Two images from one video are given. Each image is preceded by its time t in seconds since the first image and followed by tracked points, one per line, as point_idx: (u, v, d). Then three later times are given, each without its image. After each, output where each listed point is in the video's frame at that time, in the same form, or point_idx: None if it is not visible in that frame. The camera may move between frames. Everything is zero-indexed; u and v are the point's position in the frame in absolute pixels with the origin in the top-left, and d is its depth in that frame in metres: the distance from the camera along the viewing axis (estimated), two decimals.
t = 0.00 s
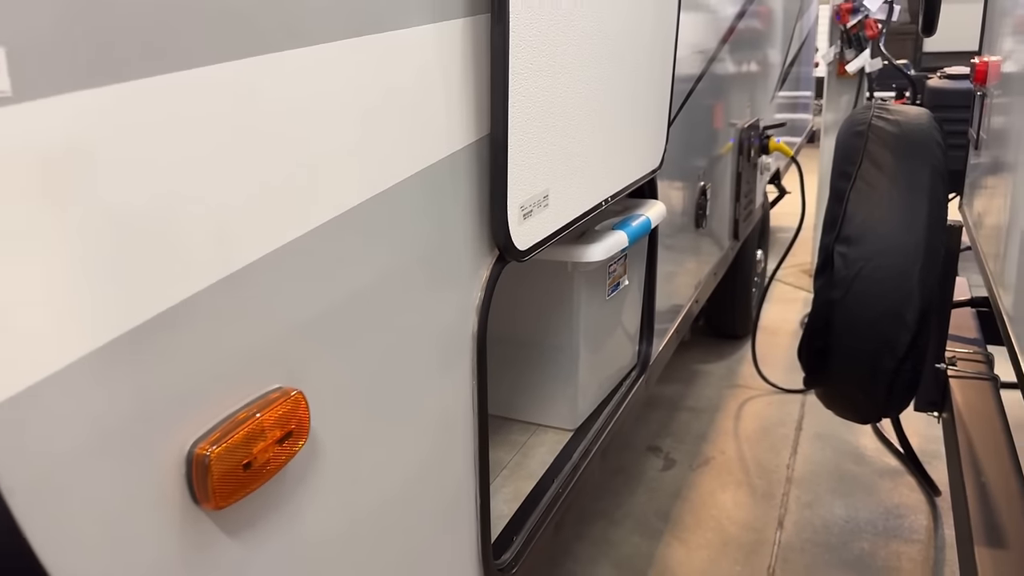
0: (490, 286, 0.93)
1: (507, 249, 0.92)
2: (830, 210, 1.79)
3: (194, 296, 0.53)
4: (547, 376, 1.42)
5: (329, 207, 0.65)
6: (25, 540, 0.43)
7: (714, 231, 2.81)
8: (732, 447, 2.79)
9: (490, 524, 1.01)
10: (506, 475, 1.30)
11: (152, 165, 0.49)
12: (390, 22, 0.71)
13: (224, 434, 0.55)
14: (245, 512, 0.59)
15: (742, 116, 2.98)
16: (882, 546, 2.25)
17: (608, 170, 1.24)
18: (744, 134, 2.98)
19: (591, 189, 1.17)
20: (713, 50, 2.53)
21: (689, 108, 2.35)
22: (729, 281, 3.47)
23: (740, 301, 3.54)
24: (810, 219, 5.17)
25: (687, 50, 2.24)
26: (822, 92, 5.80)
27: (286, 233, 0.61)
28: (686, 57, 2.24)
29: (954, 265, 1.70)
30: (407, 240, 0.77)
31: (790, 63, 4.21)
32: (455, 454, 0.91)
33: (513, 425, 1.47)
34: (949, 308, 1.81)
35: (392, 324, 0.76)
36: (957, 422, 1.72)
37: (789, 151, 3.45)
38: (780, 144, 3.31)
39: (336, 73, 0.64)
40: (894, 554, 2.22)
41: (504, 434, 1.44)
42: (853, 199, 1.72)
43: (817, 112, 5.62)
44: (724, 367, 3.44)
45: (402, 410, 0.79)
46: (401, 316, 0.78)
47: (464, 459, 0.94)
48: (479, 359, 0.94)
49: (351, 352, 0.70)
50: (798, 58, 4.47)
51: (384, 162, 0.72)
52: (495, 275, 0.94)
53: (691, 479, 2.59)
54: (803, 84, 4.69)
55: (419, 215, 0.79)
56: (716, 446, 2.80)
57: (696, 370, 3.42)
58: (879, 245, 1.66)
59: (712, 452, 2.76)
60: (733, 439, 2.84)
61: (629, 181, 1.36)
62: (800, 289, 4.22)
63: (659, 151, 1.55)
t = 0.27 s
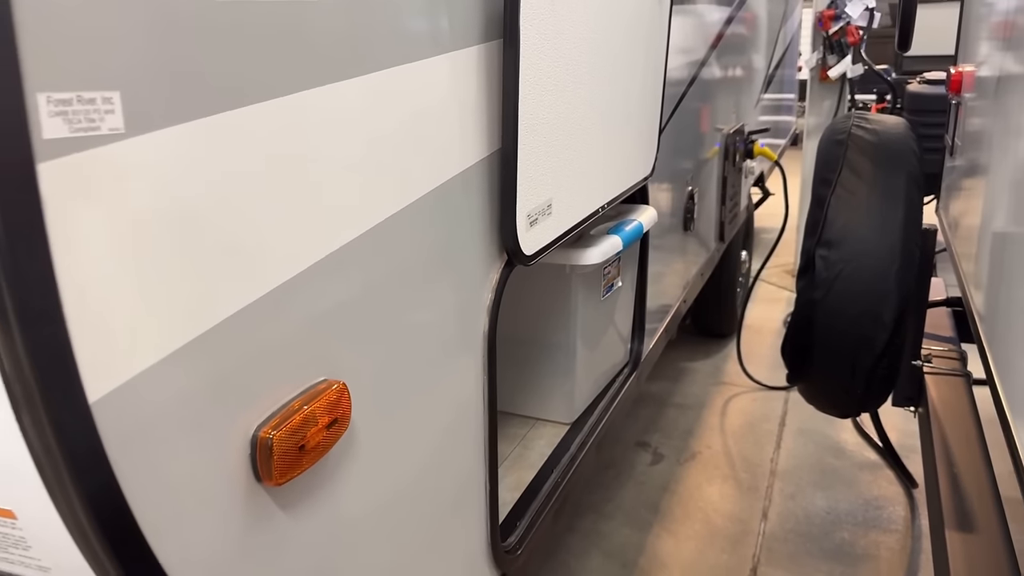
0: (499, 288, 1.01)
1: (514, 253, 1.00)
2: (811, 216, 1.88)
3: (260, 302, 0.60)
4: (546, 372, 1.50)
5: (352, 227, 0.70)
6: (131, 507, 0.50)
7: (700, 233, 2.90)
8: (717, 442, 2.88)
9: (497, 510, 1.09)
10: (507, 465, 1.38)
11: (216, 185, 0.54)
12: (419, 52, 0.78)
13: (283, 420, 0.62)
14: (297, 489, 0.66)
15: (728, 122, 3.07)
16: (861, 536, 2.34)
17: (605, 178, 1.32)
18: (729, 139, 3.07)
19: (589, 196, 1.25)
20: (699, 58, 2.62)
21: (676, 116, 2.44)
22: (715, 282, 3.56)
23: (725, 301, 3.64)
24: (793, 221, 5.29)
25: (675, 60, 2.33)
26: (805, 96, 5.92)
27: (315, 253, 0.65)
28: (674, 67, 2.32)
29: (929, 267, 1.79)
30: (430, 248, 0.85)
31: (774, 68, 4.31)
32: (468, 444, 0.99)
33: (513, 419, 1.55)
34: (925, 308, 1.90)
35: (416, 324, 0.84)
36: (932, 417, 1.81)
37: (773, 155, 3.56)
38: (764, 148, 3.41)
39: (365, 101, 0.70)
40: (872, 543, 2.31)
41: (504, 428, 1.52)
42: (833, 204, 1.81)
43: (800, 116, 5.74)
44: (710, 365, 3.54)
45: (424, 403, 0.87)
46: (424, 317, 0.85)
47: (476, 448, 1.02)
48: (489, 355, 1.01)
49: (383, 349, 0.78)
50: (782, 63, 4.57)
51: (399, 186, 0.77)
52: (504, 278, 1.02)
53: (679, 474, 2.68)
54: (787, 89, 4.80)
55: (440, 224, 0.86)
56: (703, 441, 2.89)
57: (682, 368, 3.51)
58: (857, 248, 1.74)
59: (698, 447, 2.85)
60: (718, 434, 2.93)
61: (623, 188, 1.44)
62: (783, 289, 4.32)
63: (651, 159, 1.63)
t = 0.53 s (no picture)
0: (493, 287, 1.09)
1: (507, 255, 1.09)
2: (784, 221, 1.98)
3: (289, 298, 0.67)
4: (533, 367, 1.59)
5: (367, 231, 0.78)
6: (183, 474, 0.58)
7: (681, 236, 3.00)
8: (696, 438, 2.98)
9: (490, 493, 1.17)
10: (496, 454, 1.47)
11: (247, 205, 0.61)
12: (425, 72, 0.86)
13: (307, 402, 0.69)
14: (319, 462, 0.74)
15: (708, 128, 3.17)
16: (833, 527, 2.44)
17: (590, 185, 1.40)
18: (709, 145, 3.17)
19: (576, 201, 1.33)
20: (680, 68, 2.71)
21: (658, 124, 2.54)
22: (695, 283, 3.67)
23: (704, 301, 3.74)
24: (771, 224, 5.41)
25: (657, 69, 2.42)
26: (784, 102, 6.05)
27: (334, 255, 0.73)
28: (656, 76, 2.42)
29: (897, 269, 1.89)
30: (432, 249, 0.93)
31: (753, 74, 4.42)
32: (464, 431, 1.08)
33: (501, 412, 1.64)
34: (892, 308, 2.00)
35: (420, 319, 0.92)
36: (898, 412, 1.91)
37: (751, 161, 3.67)
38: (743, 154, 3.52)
39: (373, 122, 0.78)
40: (843, 534, 2.41)
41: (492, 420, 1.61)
42: (804, 210, 1.90)
43: (779, 121, 5.86)
44: (690, 364, 3.64)
45: (426, 392, 0.96)
46: (427, 313, 0.93)
47: (471, 435, 1.10)
48: (483, 349, 1.10)
49: (391, 341, 0.86)
50: (762, 70, 4.68)
51: (404, 194, 0.85)
52: (497, 278, 1.10)
53: (659, 468, 2.78)
54: (766, 94, 4.91)
55: (441, 228, 0.94)
56: (682, 437, 2.99)
57: (663, 366, 3.61)
58: (827, 252, 1.84)
59: (678, 443, 2.94)
60: (697, 430, 3.03)
61: (607, 194, 1.53)
62: (761, 290, 4.44)
63: (634, 165, 1.72)
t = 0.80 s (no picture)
0: (486, 284, 1.18)
1: (499, 254, 1.18)
2: (757, 225, 2.08)
3: (312, 288, 0.76)
4: (521, 361, 1.68)
5: (377, 229, 0.87)
6: (225, 439, 0.66)
7: (662, 239, 3.11)
8: (675, 434, 3.08)
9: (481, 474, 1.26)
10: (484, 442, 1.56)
11: (275, 213, 0.70)
12: (428, 87, 0.95)
13: (326, 379, 0.78)
14: (334, 435, 0.83)
15: (688, 135, 3.28)
16: (804, 519, 2.54)
17: (575, 189, 1.50)
18: (689, 152, 3.28)
19: (562, 205, 1.43)
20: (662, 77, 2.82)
21: (641, 131, 2.65)
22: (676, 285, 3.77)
23: (684, 303, 3.85)
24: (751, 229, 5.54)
25: (639, 79, 2.53)
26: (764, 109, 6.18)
27: (350, 252, 0.82)
28: (639, 85, 2.52)
29: (865, 270, 2.01)
30: (433, 247, 1.02)
31: (734, 83, 4.54)
32: (459, 415, 1.17)
33: (489, 403, 1.73)
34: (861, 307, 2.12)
35: (421, 311, 1.01)
36: (864, 407, 2.02)
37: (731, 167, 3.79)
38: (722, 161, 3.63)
39: (384, 132, 0.87)
40: (814, 525, 2.51)
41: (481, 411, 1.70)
42: (777, 215, 2.01)
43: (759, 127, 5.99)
44: (670, 364, 3.75)
45: (426, 376, 1.05)
46: (426, 305, 1.02)
47: (465, 420, 1.19)
48: (477, 342, 1.19)
49: (396, 329, 0.95)
50: (743, 78, 4.81)
51: (408, 197, 0.93)
52: (490, 276, 1.20)
53: (639, 463, 2.88)
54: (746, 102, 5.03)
55: (441, 227, 1.04)
56: (662, 433, 3.09)
57: (643, 366, 3.72)
58: (798, 255, 1.95)
59: (657, 439, 3.05)
60: (676, 427, 3.14)
61: (591, 198, 1.62)
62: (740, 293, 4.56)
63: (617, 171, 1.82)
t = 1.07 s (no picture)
0: (485, 278, 1.28)
1: (498, 250, 1.27)
2: (740, 229, 2.18)
3: (335, 276, 0.85)
4: (515, 354, 1.77)
5: (392, 225, 0.96)
6: (260, 407, 0.75)
7: (651, 241, 3.20)
8: (661, 431, 3.18)
9: (479, 456, 1.35)
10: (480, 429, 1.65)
11: (307, 208, 0.79)
12: (437, 96, 1.05)
13: (345, 357, 0.87)
14: (352, 410, 0.91)
15: (677, 141, 3.39)
16: (784, 512, 2.64)
17: (569, 191, 1.60)
18: (678, 157, 3.38)
19: (557, 206, 1.52)
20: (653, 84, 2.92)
21: (631, 136, 2.74)
22: (664, 287, 3.88)
23: (672, 304, 3.95)
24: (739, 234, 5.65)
25: (631, 86, 2.62)
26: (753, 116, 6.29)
27: (364, 246, 0.90)
28: (630, 93, 2.62)
29: (843, 273, 2.11)
30: (439, 242, 1.11)
31: (723, 90, 4.66)
32: (460, 400, 1.26)
33: (484, 394, 1.82)
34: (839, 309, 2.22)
35: (427, 301, 1.10)
36: (842, 403, 2.12)
37: (718, 172, 3.89)
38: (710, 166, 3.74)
39: (399, 136, 0.96)
40: (793, 518, 2.61)
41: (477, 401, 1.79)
42: (759, 219, 2.11)
43: (749, 134, 6.10)
44: (657, 364, 3.85)
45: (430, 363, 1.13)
46: (432, 295, 1.11)
47: (464, 405, 1.28)
48: (477, 332, 1.28)
49: (406, 317, 1.04)
50: (732, 86, 4.92)
51: (416, 198, 1.02)
52: (489, 270, 1.29)
53: (626, 458, 2.97)
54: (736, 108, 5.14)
55: (446, 224, 1.13)
56: (649, 429, 3.19)
57: (631, 365, 3.82)
58: (779, 257, 2.05)
59: (644, 435, 3.14)
60: (663, 424, 3.24)
61: (584, 200, 1.72)
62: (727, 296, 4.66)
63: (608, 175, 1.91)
